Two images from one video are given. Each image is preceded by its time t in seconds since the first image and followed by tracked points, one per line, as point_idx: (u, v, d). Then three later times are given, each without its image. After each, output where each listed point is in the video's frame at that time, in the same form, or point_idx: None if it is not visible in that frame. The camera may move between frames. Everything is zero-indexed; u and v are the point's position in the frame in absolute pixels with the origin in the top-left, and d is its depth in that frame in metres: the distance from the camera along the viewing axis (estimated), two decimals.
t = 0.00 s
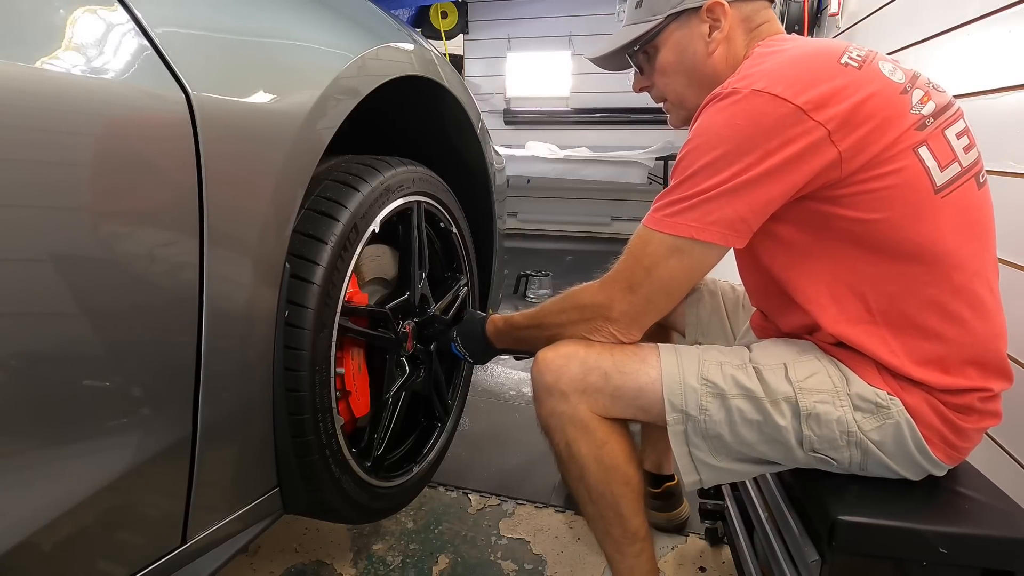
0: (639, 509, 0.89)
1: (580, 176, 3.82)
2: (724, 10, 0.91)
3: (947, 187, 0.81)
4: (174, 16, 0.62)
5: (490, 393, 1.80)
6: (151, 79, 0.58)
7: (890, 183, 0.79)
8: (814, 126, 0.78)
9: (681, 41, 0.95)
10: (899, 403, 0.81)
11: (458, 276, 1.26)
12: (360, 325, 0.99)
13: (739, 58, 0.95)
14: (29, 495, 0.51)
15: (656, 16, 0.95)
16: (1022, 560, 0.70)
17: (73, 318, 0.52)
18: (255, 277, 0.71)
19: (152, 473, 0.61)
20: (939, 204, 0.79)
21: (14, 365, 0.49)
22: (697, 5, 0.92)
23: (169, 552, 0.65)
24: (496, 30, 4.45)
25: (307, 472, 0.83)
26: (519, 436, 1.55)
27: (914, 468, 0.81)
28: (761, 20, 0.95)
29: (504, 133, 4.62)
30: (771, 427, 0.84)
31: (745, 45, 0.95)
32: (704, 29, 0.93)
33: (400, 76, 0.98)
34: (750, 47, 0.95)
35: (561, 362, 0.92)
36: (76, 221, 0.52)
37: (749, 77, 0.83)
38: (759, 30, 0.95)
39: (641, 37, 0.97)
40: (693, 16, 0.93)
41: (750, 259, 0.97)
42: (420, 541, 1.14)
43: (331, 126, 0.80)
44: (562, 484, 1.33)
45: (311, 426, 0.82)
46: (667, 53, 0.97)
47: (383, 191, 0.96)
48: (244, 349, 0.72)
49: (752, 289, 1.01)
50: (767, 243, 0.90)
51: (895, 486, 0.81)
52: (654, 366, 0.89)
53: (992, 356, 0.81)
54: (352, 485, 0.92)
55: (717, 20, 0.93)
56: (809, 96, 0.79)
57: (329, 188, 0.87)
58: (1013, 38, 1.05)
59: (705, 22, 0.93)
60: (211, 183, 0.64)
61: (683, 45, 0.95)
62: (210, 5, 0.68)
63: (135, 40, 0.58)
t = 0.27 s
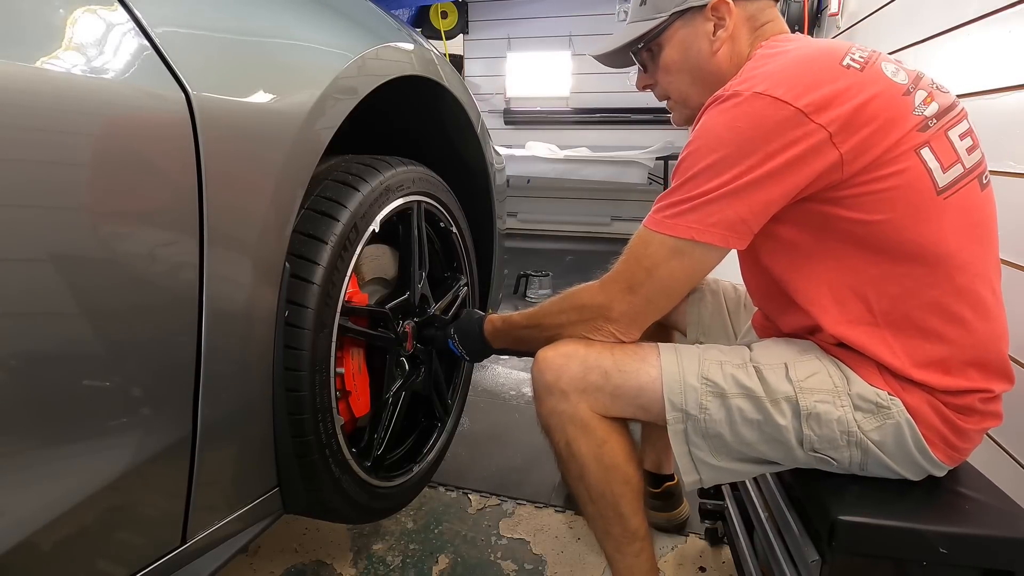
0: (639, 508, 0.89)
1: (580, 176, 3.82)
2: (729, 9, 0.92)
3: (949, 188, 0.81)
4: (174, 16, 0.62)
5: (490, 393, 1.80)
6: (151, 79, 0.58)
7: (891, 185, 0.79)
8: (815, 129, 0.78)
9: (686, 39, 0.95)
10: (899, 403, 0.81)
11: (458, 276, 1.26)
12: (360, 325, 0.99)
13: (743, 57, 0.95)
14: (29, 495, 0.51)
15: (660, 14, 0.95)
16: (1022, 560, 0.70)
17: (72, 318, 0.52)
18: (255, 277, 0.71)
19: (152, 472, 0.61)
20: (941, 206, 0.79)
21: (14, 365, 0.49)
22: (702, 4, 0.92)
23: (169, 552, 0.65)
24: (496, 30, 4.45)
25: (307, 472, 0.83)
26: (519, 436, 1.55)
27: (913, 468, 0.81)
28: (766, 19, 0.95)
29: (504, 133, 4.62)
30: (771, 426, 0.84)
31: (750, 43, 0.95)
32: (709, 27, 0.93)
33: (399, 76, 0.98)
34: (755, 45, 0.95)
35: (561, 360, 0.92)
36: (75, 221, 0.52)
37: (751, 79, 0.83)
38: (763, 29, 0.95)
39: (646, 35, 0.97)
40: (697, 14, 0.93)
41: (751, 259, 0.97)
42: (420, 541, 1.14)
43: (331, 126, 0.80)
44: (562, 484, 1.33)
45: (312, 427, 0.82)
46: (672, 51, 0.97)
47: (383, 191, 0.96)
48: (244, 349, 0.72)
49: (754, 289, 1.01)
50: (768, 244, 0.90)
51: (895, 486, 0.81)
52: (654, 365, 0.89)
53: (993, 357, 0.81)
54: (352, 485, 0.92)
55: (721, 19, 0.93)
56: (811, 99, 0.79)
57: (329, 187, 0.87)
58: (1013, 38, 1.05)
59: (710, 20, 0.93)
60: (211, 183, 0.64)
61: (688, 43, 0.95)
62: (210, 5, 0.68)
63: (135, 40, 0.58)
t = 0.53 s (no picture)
0: (638, 506, 0.89)
1: (580, 176, 3.82)
2: (728, 9, 0.92)
3: (946, 190, 0.81)
4: (174, 15, 0.62)
5: (490, 393, 1.80)
6: (151, 79, 0.58)
7: (886, 190, 0.79)
8: (809, 136, 0.78)
9: (684, 39, 0.95)
10: (897, 402, 0.81)
11: (458, 276, 1.26)
12: (360, 325, 0.99)
13: (741, 58, 0.95)
14: (29, 495, 0.51)
15: (659, 14, 0.94)
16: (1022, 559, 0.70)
17: (72, 318, 0.52)
18: (255, 277, 0.71)
19: (152, 472, 0.61)
20: (938, 208, 0.79)
21: (14, 365, 0.49)
22: (701, 4, 0.92)
23: (169, 552, 0.65)
24: (496, 30, 4.45)
25: (307, 472, 0.83)
26: (519, 436, 1.55)
27: (912, 467, 0.81)
28: (765, 19, 0.96)
29: (504, 133, 4.62)
30: (768, 424, 0.84)
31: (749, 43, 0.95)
32: (707, 28, 0.93)
33: (399, 76, 0.98)
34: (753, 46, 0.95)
35: (559, 358, 0.92)
36: (75, 221, 0.52)
37: (745, 86, 0.82)
38: (762, 29, 0.96)
39: (644, 35, 0.96)
40: (696, 15, 0.93)
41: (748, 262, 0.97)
42: (420, 541, 1.14)
43: (331, 126, 0.80)
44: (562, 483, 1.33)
45: (311, 426, 0.82)
46: (670, 51, 0.96)
47: (383, 191, 0.96)
48: (244, 350, 0.72)
49: (751, 291, 1.01)
50: (766, 245, 0.90)
51: (895, 487, 0.81)
52: (651, 363, 0.90)
53: (991, 357, 0.81)
54: (351, 485, 0.92)
55: (720, 19, 0.93)
56: (805, 105, 0.79)
57: (329, 187, 0.87)
58: (1013, 39, 1.05)
59: (709, 21, 0.93)
60: (211, 183, 0.64)
61: (686, 44, 0.95)
62: (210, 5, 0.68)
63: (135, 40, 0.58)
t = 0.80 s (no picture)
0: (637, 504, 0.89)
1: (580, 176, 3.82)
2: (733, 6, 0.91)
3: (947, 194, 0.80)
4: (173, 15, 0.62)
5: (490, 393, 1.80)
6: (152, 79, 0.58)
7: (886, 195, 0.79)
8: (809, 141, 0.78)
9: (688, 36, 0.94)
10: (894, 402, 0.81)
11: (458, 276, 1.26)
12: (360, 325, 0.99)
13: (744, 55, 0.95)
14: (29, 495, 0.51)
15: (663, 10, 0.94)
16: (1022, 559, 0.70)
17: (72, 318, 0.52)
18: (254, 277, 0.71)
19: (152, 472, 0.61)
20: (937, 212, 0.79)
21: (14, 365, 0.49)
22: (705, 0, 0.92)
23: (169, 551, 0.65)
24: (496, 30, 4.45)
25: (307, 472, 0.83)
26: (519, 436, 1.55)
27: (909, 466, 0.81)
28: (769, 16, 0.96)
29: (504, 133, 4.62)
30: (766, 423, 0.84)
31: (753, 40, 0.95)
32: (712, 24, 0.93)
33: (399, 76, 0.98)
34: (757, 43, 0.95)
35: (557, 356, 0.92)
36: (75, 221, 0.52)
37: (746, 90, 0.82)
38: (765, 27, 0.96)
39: (648, 30, 0.96)
40: (700, 11, 0.93)
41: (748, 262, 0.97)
42: (420, 541, 1.14)
43: (331, 126, 0.80)
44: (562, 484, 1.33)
45: (311, 426, 0.82)
46: (674, 47, 0.96)
47: (383, 191, 0.96)
48: (244, 350, 0.72)
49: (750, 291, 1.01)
50: (766, 247, 0.90)
51: (894, 486, 0.81)
52: (649, 361, 0.90)
53: (989, 359, 0.81)
54: (351, 485, 0.92)
55: (725, 16, 0.92)
56: (805, 110, 0.78)
57: (329, 187, 0.87)
58: (1013, 39, 1.05)
59: (713, 17, 0.93)
60: (211, 183, 0.64)
61: (690, 40, 0.94)
62: (210, 5, 0.68)
63: (135, 40, 0.58)
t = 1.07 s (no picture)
0: (636, 504, 0.90)
1: (580, 176, 3.82)
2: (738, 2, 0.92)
3: (950, 196, 0.80)
4: (173, 15, 0.62)
5: (490, 393, 1.80)
6: (152, 79, 0.58)
7: (888, 196, 0.79)
8: (813, 142, 0.78)
9: (694, 35, 0.94)
10: (894, 401, 0.81)
11: (458, 276, 1.26)
12: (360, 325, 0.98)
13: (750, 51, 0.96)
14: (29, 495, 0.51)
15: (667, 9, 0.93)
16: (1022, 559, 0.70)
17: (72, 318, 0.52)
18: (255, 277, 0.71)
19: (152, 472, 0.61)
20: (940, 214, 0.79)
21: (14, 365, 0.49)
22: None
23: (169, 551, 0.65)
24: (496, 30, 4.46)
25: (307, 472, 0.83)
26: (519, 436, 1.55)
27: (908, 466, 0.81)
28: (773, 12, 0.96)
29: (504, 133, 4.62)
30: (766, 421, 0.84)
31: (759, 36, 0.96)
32: (717, 22, 0.93)
33: (399, 76, 0.98)
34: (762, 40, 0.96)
35: (557, 356, 0.92)
36: (75, 221, 0.52)
37: (751, 87, 0.82)
38: (769, 23, 0.96)
39: (652, 30, 0.95)
40: (705, 9, 0.92)
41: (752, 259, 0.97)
42: (420, 541, 1.14)
43: (331, 126, 0.80)
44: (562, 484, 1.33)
45: (311, 426, 0.82)
46: (680, 47, 0.96)
47: (383, 191, 0.96)
48: (244, 350, 0.72)
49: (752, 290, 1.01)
50: (767, 245, 0.91)
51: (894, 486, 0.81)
52: (649, 361, 0.90)
53: (989, 361, 0.81)
54: (351, 485, 0.92)
55: (730, 13, 0.93)
56: (810, 110, 0.78)
57: (329, 187, 0.87)
58: (1013, 38, 1.05)
59: (719, 15, 0.92)
60: (211, 183, 0.64)
61: (696, 39, 0.94)
62: (211, 5, 0.68)
63: (135, 40, 0.58)
